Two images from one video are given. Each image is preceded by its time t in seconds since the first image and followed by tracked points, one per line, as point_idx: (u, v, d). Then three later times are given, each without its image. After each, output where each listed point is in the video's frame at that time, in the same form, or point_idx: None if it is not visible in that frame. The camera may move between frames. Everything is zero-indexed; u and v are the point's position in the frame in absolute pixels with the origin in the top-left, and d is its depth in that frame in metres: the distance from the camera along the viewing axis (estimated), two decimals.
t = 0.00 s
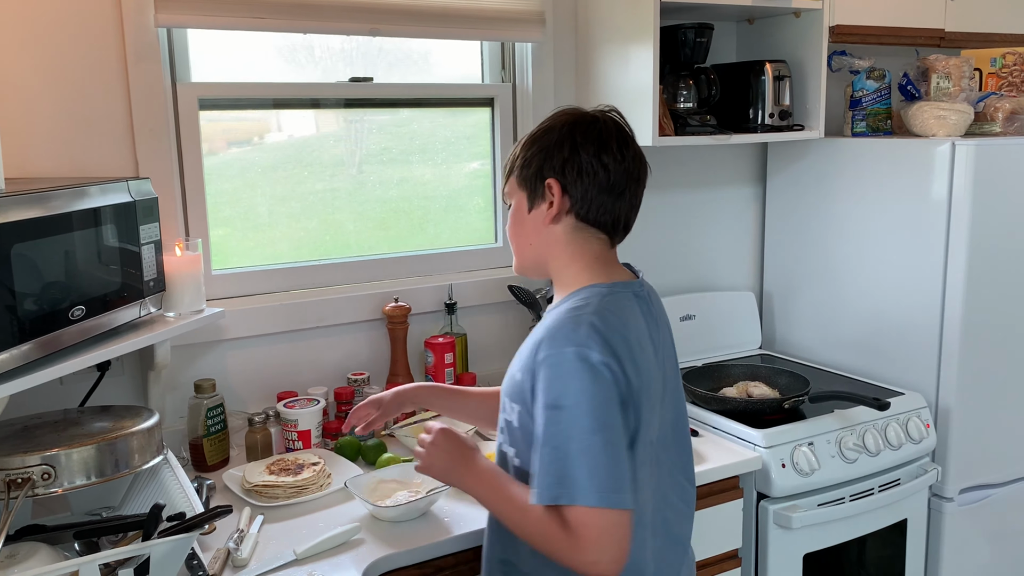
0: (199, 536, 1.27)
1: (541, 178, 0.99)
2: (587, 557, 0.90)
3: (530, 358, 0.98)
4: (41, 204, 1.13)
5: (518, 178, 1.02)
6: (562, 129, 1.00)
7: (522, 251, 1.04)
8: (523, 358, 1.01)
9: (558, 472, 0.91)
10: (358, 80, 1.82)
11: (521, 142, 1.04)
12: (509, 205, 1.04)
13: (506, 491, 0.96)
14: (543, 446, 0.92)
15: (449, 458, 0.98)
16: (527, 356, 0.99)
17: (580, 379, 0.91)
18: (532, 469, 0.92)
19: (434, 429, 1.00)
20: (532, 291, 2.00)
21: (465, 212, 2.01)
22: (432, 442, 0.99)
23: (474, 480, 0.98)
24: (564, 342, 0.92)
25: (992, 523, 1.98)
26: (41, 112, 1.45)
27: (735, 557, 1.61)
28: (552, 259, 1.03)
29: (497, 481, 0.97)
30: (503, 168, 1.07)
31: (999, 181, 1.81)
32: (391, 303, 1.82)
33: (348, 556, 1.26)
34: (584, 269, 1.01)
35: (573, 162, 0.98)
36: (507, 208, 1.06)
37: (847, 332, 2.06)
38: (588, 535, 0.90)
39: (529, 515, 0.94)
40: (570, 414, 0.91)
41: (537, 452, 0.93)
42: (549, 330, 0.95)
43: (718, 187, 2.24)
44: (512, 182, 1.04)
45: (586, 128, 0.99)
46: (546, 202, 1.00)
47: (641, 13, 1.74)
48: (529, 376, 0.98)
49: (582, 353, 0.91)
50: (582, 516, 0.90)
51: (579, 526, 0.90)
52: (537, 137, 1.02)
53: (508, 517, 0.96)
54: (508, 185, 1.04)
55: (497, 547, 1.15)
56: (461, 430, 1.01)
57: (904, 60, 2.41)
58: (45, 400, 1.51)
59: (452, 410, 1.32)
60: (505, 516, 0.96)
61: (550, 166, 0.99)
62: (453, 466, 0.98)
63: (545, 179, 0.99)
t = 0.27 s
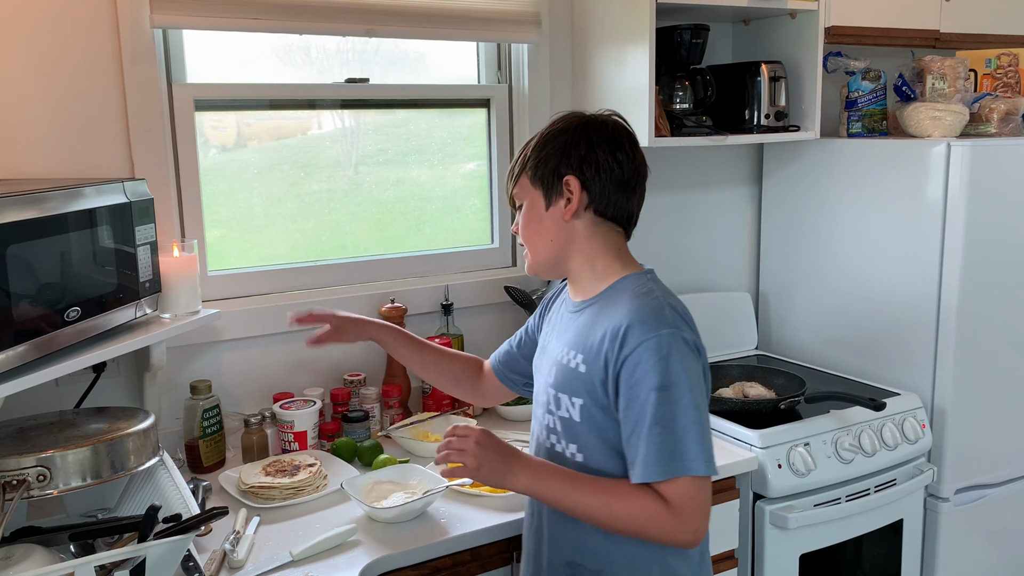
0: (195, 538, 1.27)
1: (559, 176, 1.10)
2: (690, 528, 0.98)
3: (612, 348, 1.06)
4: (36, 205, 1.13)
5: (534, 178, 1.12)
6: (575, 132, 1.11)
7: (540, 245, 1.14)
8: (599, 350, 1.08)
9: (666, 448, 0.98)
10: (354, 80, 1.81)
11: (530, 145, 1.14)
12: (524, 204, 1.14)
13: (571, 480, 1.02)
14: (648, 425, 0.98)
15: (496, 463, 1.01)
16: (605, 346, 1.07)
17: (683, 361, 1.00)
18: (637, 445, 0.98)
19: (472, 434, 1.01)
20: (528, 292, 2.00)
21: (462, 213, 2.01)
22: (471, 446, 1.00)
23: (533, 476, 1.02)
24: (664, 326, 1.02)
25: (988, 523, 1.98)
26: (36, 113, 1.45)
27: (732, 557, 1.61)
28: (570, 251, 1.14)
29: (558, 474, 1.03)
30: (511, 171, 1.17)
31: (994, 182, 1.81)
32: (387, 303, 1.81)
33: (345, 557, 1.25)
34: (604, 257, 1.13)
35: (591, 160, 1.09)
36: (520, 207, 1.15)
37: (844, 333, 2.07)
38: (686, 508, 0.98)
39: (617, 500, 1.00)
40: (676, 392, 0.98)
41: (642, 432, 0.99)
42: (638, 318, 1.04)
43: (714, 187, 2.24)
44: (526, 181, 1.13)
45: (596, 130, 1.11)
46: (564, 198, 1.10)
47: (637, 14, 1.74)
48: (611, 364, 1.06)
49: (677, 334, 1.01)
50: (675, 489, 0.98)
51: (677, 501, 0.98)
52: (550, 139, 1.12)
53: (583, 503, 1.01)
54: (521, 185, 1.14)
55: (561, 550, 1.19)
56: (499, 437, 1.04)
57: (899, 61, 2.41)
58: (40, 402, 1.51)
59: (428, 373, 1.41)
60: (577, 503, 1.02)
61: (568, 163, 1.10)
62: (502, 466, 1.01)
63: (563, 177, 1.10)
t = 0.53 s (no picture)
0: (191, 539, 1.27)
1: (559, 181, 1.12)
2: (716, 516, 1.02)
3: (623, 348, 1.08)
4: (33, 206, 1.13)
5: (534, 184, 1.14)
6: (572, 139, 1.14)
7: (542, 250, 1.15)
8: (610, 351, 1.10)
9: (687, 441, 1.01)
10: (350, 82, 1.81)
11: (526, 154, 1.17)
12: (523, 210, 1.15)
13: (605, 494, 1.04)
14: (667, 421, 1.02)
15: (532, 482, 1.03)
16: (616, 347, 1.10)
17: (693, 355, 1.04)
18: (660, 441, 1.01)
19: (512, 451, 1.03)
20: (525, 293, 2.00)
21: (458, 214, 2.01)
22: (510, 460, 1.02)
23: (562, 493, 1.04)
24: (673, 324, 1.05)
25: (984, 524, 1.99)
26: (32, 113, 1.44)
27: (729, 559, 1.61)
28: (573, 254, 1.15)
29: (589, 490, 1.05)
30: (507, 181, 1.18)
31: (990, 184, 1.82)
32: (384, 305, 1.81)
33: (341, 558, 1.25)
34: (607, 260, 1.15)
35: (591, 165, 1.12)
36: (519, 214, 1.16)
37: (840, 334, 2.07)
38: (712, 497, 1.02)
39: (645, 502, 1.02)
40: (691, 386, 1.02)
41: (662, 428, 1.02)
42: (646, 317, 1.07)
43: (711, 189, 2.25)
44: (524, 188, 1.15)
45: (593, 137, 1.15)
46: (565, 202, 1.12)
47: (633, 15, 1.74)
48: (622, 364, 1.08)
49: (687, 331, 1.05)
50: (700, 482, 1.02)
51: (703, 493, 1.02)
52: (547, 147, 1.15)
53: (614, 513, 1.04)
54: (519, 192, 1.15)
55: (580, 552, 1.21)
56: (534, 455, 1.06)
57: (895, 63, 2.42)
58: (36, 403, 1.50)
59: (413, 412, 1.41)
60: (608, 512, 1.04)
61: (568, 168, 1.12)
62: (537, 483, 1.03)
63: (563, 182, 1.12)
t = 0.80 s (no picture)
0: (190, 540, 1.27)
1: (575, 176, 1.13)
2: (718, 514, 1.03)
3: (626, 347, 1.08)
4: (32, 206, 1.13)
5: (547, 174, 1.13)
6: (587, 138, 1.16)
7: (550, 241, 1.14)
8: (612, 350, 1.11)
9: (690, 437, 1.02)
10: (350, 82, 1.81)
11: (536, 146, 1.16)
12: (533, 200, 1.14)
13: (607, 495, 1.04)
14: (671, 418, 1.02)
15: (534, 478, 1.03)
16: (619, 345, 1.10)
17: (695, 353, 1.05)
18: (664, 438, 1.01)
19: (514, 448, 1.03)
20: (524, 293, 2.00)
21: (458, 214, 2.01)
22: (512, 457, 1.02)
23: (564, 493, 1.04)
24: (676, 321, 1.05)
25: (983, 524, 1.99)
26: (32, 114, 1.44)
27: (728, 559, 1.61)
28: (579, 250, 1.15)
29: (590, 490, 1.05)
30: (514, 169, 1.17)
31: (989, 184, 1.82)
32: (384, 305, 1.81)
33: (340, 559, 1.25)
34: (611, 259, 1.17)
35: (604, 166, 1.15)
36: (525, 204, 1.15)
37: (839, 334, 2.07)
38: (713, 494, 1.03)
39: (646, 501, 1.03)
40: (694, 383, 1.03)
41: (666, 425, 1.03)
42: (648, 315, 1.07)
43: (710, 189, 2.25)
44: (536, 178, 1.14)
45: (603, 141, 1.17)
46: (578, 197, 1.13)
47: (633, 16, 1.74)
48: (625, 363, 1.08)
49: (689, 329, 1.05)
50: (701, 479, 1.03)
51: (704, 491, 1.03)
52: (560, 140, 1.15)
53: (616, 513, 1.04)
54: (530, 181, 1.14)
55: (580, 554, 1.21)
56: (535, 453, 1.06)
57: (894, 63, 2.42)
58: (35, 403, 1.50)
59: (416, 439, 1.41)
60: (610, 513, 1.04)
61: (584, 164, 1.14)
62: (540, 479, 1.03)
63: (578, 177, 1.13)
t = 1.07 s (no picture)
0: (193, 539, 1.27)
1: (626, 190, 1.16)
2: (724, 507, 1.03)
3: (633, 341, 1.09)
4: (34, 206, 1.13)
5: (608, 178, 1.14)
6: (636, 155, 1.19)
7: (592, 240, 1.14)
8: (618, 345, 1.11)
9: (699, 428, 1.03)
10: (352, 82, 1.81)
11: (602, 142, 1.15)
12: (590, 197, 1.13)
13: (614, 490, 1.05)
14: (681, 409, 1.03)
15: (540, 476, 1.03)
16: (626, 339, 1.10)
17: (702, 346, 1.06)
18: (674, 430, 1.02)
19: (517, 449, 1.03)
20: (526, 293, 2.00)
21: (459, 214, 2.01)
22: (517, 457, 1.02)
23: (572, 490, 1.04)
24: (684, 315, 1.06)
25: (986, 523, 1.98)
26: (35, 115, 1.45)
27: (732, 558, 1.61)
28: (608, 255, 1.16)
29: (597, 486, 1.05)
30: (579, 154, 1.13)
31: (992, 182, 1.81)
32: (386, 304, 1.82)
33: (343, 558, 1.25)
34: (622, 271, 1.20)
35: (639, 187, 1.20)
36: (580, 196, 1.13)
37: (842, 334, 2.07)
38: (719, 487, 1.03)
39: (652, 496, 1.03)
40: (703, 375, 1.04)
41: (676, 416, 1.03)
42: (656, 309, 1.08)
43: (712, 188, 2.24)
44: (597, 176, 1.14)
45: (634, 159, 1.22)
46: (623, 211, 1.16)
47: (634, 15, 1.74)
48: (633, 357, 1.09)
49: (696, 322, 1.07)
50: (708, 471, 1.03)
51: (710, 483, 1.03)
52: (620, 147, 1.17)
53: (623, 511, 1.04)
54: (592, 177, 1.13)
55: (583, 552, 1.21)
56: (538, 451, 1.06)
57: (896, 62, 2.42)
58: (38, 403, 1.50)
59: (422, 447, 1.42)
60: (618, 509, 1.04)
61: (631, 179, 1.18)
62: (546, 476, 1.04)
63: (626, 191, 1.17)
